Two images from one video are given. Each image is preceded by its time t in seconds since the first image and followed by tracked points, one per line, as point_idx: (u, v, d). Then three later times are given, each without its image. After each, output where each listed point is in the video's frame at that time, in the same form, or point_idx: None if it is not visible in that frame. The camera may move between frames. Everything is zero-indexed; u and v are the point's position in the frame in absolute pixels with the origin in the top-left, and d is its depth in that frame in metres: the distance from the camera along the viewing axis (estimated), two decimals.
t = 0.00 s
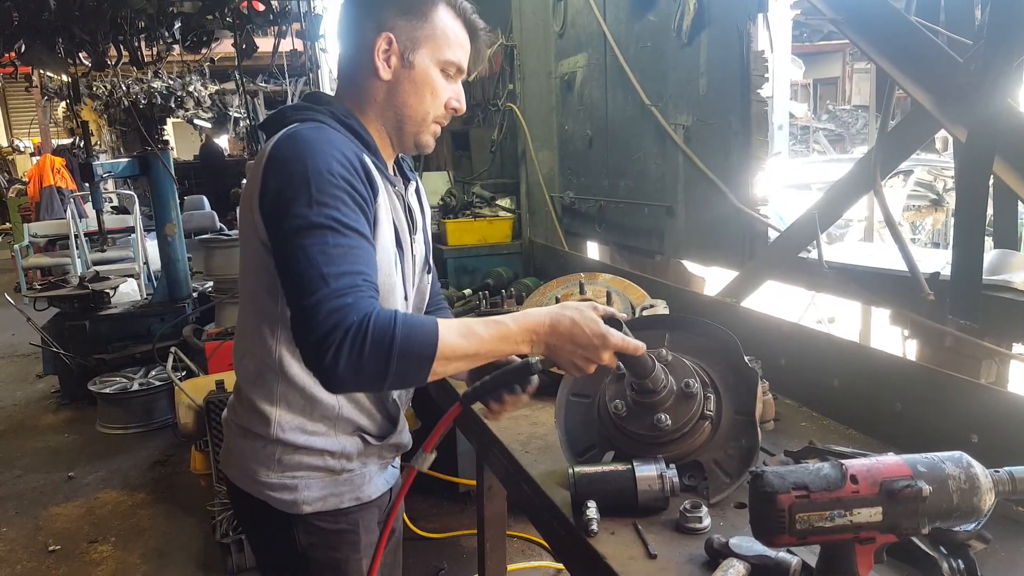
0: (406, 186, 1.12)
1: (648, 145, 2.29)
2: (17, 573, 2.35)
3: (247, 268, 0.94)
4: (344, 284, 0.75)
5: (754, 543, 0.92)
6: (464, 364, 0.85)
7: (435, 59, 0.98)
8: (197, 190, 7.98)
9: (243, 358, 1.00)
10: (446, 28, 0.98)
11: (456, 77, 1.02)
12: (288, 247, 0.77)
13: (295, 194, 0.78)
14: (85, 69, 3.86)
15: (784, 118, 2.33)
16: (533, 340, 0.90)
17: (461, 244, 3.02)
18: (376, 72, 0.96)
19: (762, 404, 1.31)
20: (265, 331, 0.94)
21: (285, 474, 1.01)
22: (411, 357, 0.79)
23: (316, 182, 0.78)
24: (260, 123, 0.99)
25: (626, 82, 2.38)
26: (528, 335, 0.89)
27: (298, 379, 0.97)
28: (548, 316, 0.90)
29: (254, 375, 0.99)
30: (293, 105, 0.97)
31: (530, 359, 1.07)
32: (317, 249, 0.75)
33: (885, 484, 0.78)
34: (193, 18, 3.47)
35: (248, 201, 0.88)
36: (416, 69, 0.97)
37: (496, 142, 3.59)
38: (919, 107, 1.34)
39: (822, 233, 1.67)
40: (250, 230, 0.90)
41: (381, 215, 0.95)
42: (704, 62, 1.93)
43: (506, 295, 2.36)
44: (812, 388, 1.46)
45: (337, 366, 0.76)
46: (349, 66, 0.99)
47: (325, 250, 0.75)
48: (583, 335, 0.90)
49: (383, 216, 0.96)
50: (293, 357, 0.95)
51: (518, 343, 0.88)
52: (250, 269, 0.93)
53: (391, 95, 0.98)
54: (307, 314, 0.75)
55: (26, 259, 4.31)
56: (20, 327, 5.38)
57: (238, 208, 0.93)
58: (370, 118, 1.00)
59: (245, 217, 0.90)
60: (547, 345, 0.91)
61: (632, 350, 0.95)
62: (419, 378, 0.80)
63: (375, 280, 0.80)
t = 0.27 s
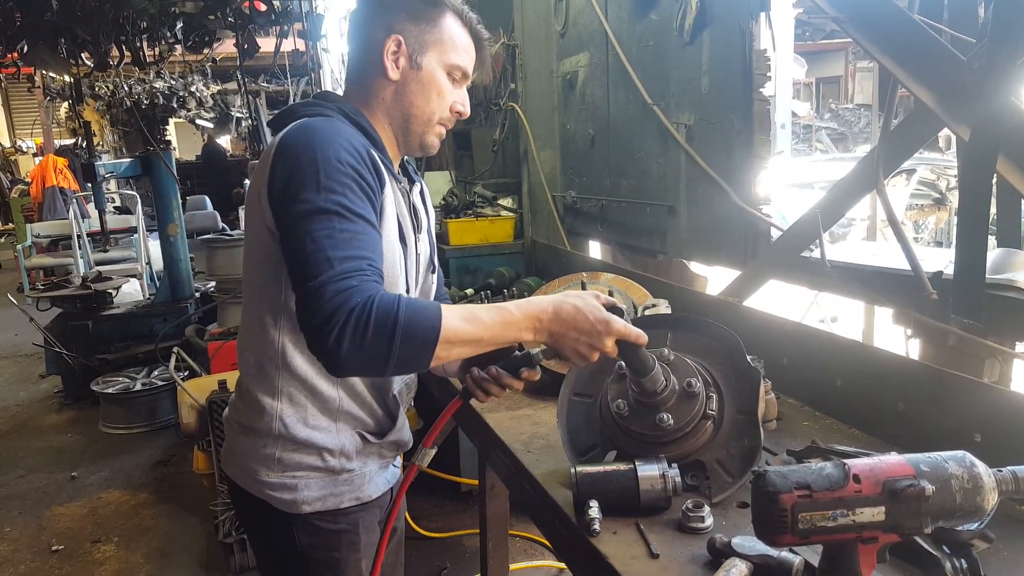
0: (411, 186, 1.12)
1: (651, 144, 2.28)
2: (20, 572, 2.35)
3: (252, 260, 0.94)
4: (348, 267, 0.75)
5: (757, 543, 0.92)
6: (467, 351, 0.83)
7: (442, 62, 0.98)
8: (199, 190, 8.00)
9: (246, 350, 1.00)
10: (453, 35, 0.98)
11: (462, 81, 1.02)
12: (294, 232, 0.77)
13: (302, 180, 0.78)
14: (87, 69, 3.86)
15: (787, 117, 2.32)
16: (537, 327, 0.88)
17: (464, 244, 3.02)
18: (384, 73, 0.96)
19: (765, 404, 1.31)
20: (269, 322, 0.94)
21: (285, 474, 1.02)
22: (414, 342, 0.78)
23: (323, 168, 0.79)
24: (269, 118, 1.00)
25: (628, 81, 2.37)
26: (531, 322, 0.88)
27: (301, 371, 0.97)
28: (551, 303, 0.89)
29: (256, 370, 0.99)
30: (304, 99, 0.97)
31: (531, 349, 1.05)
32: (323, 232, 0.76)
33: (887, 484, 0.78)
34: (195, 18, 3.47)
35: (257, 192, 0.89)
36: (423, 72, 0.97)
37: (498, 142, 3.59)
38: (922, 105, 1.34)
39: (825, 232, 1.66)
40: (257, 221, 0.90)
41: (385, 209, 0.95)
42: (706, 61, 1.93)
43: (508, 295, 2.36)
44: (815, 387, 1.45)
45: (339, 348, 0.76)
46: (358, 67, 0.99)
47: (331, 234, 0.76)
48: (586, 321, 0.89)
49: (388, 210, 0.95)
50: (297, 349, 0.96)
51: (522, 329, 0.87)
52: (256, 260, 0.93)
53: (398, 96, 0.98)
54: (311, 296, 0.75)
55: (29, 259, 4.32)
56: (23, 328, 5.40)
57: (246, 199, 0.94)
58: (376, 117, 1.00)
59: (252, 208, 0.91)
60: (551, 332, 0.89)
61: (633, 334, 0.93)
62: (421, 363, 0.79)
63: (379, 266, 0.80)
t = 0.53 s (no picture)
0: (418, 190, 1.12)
1: (653, 143, 2.28)
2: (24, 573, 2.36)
3: (257, 260, 0.94)
4: (359, 264, 0.75)
5: (759, 543, 0.92)
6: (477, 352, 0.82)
7: (450, 66, 0.98)
8: (202, 191, 8.01)
9: (250, 351, 1.00)
10: (462, 39, 0.98)
11: (470, 85, 1.02)
12: (304, 230, 0.77)
13: (312, 179, 0.78)
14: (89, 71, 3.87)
15: (789, 116, 2.32)
16: (550, 329, 0.87)
17: (466, 244, 3.03)
18: (392, 75, 0.96)
19: (768, 404, 1.30)
20: (275, 323, 0.94)
21: (287, 478, 1.02)
22: (425, 340, 0.78)
23: (333, 167, 0.79)
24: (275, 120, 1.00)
25: (630, 81, 2.37)
26: (544, 325, 0.87)
27: (305, 372, 0.97)
28: (563, 305, 0.88)
29: (258, 372, 0.99)
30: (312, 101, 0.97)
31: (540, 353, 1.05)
32: (333, 230, 0.76)
33: (890, 484, 0.78)
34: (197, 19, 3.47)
35: (263, 193, 0.88)
36: (431, 74, 0.97)
37: (500, 142, 3.59)
38: (924, 104, 1.34)
39: (827, 232, 1.66)
40: (263, 222, 0.90)
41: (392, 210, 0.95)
42: (707, 60, 1.92)
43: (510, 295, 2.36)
44: (818, 387, 1.45)
45: (351, 346, 0.76)
46: (366, 70, 0.99)
47: (341, 232, 0.76)
48: (598, 323, 0.88)
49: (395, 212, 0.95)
50: (302, 350, 0.96)
51: (534, 332, 0.86)
52: (261, 260, 0.93)
53: (406, 98, 0.98)
54: (321, 293, 0.75)
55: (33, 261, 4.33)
56: (27, 329, 5.41)
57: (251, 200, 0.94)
58: (384, 120, 1.00)
59: (259, 208, 0.91)
60: (564, 335, 0.88)
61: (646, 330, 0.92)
62: (433, 362, 0.79)
63: (389, 265, 0.80)
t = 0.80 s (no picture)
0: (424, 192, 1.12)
1: (657, 144, 2.28)
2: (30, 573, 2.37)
3: (260, 261, 0.94)
4: (365, 266, 0.75)
5: (763, 543, 0.92)
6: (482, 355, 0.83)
7: (458, 68, 0.98)
8: (207, 192, 8.04)
9: (252, 352, 1.00)
10: (470, 41, 0.99)
11: (477, 88, 1.03)
12: (309, 231, 0.77)
13: (317, 180, 0.79)
14: (95, 72, 3.89)
15: (793, 116, 2.32)
16: (556, 333, 0.88)
17: (470, 244, 3.03)
18: (400, 77, 0.97)
19: (772, 405, 1.30)
20: (277, 324, 0.95)
21: (288, 481, 1.02)
22: (430, 341, 0.78)
23: (338, 168, 0.79)
24: (280, 121, 1.00)
25: (634, 81, 2.37)
26: (551, 329, 0.88)
27: (307, 374, 0.97)
28: (569, 309, 0.89)
29: (261, 373, 0.99)
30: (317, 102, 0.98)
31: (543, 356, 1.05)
32: (338, 231, 0.76)
33: (893, 484, 0.78)
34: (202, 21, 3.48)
35: (268, 194, 0.89)
36: (439, 76, 0.97)
37: (504, 143, 3.60)
38: (928, 104, 1.33)
39: (831, 232, 1.66)
40: (267, 222, 0.90)
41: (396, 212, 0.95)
42: (711, 61, 1.92)
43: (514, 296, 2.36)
44: (822, 388, 1.45)
45: (357, 346, 0.76)
46: (375, 72, 0.99)
47: (346, 233, 0.76)
48: (605, 326, 0.90)
49: (399, 214, 0.96)
50: (305, 351, 0.96)
51: (540, 335, 0.87)
52: (264, 261, 0.93)
53: (413, 100, 0.99)
54: (327, 293, 0.75)
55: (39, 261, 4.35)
56: (33, 329, 5.44)
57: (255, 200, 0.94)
58: (390, 122, 1.00)
59: (263, 209, 0.91)
60: (571, 338, 0.89)
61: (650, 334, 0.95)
62: (438, 363, 0.79)
63: (394, 266, 0.80)
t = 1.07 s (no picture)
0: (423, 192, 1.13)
1: (659, 144, 2.28)
2: (33, 571, 2.38)
3: (261, 268, 0.95)
4: (385, 265, 0.76)
5: (765, 543, 0.92)
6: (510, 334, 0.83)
7: (457, 69, 0.99)
8: (210, 191, 8.05)
9: (250, 357, 1.00)
10: (469, 42, 0.99)
11: (476, 90, 1.03)
12: (322, 236, 0.77)
13: (323, 185, 0.79)
14: (99, 71, 3.90)
15: (796, 116, 2.32)
16: (579, 308, 0.88)
17: (472, 244, 3.03)
18: (400, 78, 0.97)
19: (773, 405, 1.30)
20: (279, 329, 0.95)
21: (279, 482, 1.03)
22: (459, 331, 0.79)
23: (342, 172, 0.80)
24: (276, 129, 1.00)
25: (637, 81, 2.38)
26: (574, 302, 0.88)
27: (304, 378, 0.97)
28: (588, 282, 0.89)
29: (257, 374, 1.00)
30: (312, 106, 0.98)
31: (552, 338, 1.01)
32: (352, 233, 0.76)
33: (894, 484, 0.78)
34: (207, 20, 3.49)
35: (270, 202, 0.89)
36: (438, 77, 0.97)
37: (507, 142, 3.60)
38: (931, 105, 1.34)
39: (834, 232, 1.66)
40: (267, 231, 0.91)
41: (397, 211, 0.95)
42: (715, 60, 1.93)
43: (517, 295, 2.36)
44: (824, 388, 1.45)
45: (390, 346, 0.76)
46: (375, 72, 0.99)
47: (360, 235, 0.76)
48: (625, 295, 0.91)
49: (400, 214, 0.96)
50: (303, 354, 0.97)
51: (563, 311, 0.87)
52: (269, 269, 0.93)
53: (413, 102, 0.99)
54: (350, 298, 0.75)
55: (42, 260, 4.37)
56: (36, 328, 5.46)
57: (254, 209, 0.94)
58: (390, 123, 1.00)
59: (264, 218, 0.91)
60: (594, 311, 0.90)
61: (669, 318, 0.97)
62: (468, 354, 0.80)
63: (410, 262, 0.80)
